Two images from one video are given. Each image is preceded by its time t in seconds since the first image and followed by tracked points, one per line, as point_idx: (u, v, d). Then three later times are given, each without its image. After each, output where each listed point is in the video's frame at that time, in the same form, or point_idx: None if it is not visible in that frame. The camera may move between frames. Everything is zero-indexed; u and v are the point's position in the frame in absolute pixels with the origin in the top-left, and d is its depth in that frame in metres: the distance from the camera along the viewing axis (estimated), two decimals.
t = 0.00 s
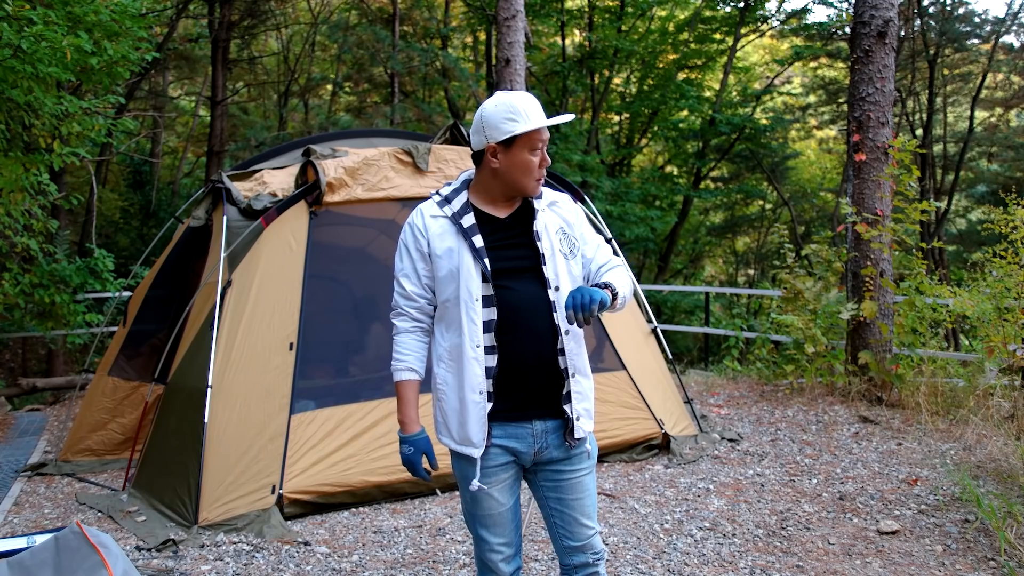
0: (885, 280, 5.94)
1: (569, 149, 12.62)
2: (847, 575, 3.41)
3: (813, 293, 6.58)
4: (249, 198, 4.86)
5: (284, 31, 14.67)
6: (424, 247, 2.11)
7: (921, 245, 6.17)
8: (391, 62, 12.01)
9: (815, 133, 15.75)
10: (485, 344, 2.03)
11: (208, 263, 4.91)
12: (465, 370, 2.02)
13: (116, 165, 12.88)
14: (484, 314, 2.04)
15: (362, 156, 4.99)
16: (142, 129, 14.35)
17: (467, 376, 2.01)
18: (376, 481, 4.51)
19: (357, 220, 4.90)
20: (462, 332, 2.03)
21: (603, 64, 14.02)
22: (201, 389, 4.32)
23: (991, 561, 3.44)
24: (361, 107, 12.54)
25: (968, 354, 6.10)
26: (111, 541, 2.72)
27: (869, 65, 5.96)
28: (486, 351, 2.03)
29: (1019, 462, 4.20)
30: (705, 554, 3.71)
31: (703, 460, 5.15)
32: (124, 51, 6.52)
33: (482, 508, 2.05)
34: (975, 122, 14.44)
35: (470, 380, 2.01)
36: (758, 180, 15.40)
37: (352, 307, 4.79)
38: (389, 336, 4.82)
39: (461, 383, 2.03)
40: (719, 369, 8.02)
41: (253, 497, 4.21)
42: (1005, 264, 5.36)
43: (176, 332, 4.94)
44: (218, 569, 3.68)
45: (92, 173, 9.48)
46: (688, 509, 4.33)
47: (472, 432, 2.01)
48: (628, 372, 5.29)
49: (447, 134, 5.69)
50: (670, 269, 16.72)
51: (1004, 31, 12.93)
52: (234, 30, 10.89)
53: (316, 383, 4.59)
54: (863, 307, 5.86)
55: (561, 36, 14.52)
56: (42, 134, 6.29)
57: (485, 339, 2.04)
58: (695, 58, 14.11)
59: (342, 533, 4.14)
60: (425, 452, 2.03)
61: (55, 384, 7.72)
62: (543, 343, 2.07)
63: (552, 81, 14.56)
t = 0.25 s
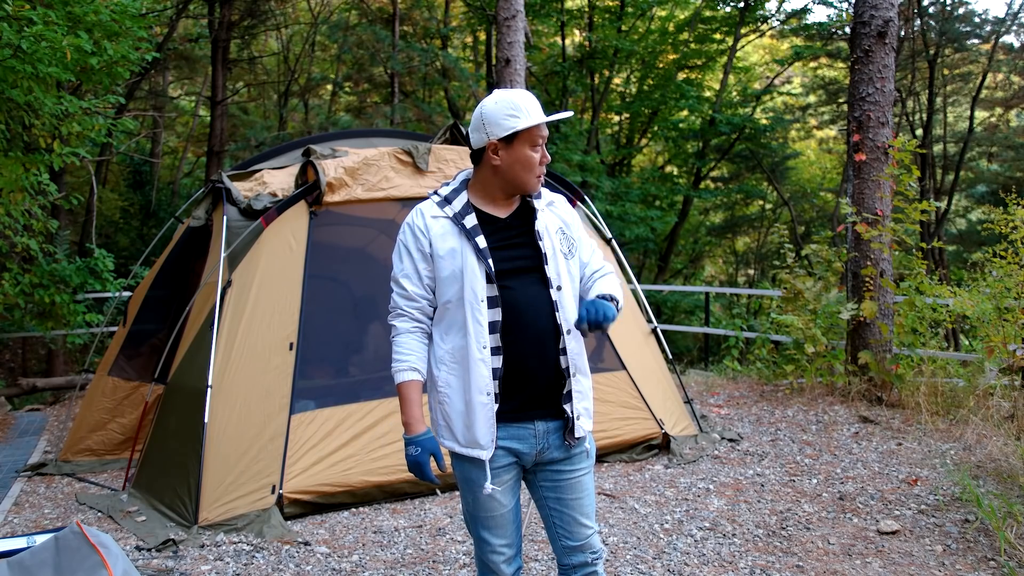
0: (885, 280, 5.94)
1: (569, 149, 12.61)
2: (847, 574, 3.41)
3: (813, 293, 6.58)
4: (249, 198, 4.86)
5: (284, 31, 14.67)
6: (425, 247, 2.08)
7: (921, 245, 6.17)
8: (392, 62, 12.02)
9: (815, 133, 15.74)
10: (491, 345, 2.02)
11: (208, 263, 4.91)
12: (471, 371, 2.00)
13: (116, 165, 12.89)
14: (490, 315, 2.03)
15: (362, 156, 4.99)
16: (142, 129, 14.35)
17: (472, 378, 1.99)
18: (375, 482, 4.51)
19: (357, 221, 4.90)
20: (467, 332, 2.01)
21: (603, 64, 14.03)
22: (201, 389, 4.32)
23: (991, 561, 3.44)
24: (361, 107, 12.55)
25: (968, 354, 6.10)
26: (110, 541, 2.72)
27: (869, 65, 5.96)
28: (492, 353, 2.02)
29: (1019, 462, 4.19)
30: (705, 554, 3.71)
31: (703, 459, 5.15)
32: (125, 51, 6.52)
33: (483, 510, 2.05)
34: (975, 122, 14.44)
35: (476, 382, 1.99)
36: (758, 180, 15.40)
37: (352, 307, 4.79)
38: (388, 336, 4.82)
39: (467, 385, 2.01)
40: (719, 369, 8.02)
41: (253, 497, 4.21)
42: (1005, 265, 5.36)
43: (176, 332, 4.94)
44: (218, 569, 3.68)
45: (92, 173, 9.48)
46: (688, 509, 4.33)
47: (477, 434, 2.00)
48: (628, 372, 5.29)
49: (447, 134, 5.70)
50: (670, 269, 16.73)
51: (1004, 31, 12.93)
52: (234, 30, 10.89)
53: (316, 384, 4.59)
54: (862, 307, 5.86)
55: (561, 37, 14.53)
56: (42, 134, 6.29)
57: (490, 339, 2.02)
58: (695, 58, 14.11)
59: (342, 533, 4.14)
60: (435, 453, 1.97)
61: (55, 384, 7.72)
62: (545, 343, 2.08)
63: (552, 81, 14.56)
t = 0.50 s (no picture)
0: (885, 280, 5.94)
1: (569, 149, 12.60)
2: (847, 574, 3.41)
3: (813, 293, 6.58)
4: (249, 198, 4.86)
5: (284, 31, 14.67)
6: (424, 248, 2.08)
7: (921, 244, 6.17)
8: (392, 62, 12.02)
9: (815, 133, 15.74)
10: (490, 346, 2.02)
11: (208, 263, 4.91)
12: (472, 373, 1.99)
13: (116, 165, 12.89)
14: (489, 315, 2.03)
15: (362, 156, 4.99)
16: (142, 129, 14.34)
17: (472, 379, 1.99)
18: (375, 482, 4.51)
19: (357, 221, 4.90)
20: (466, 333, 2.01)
21: (603, 64, 14.03)
22: (201, 389, 4.32)
23: (991, 561, 3.44)
24: (361, 107, 12.55)
25: (969, 354, 6.10)
26: (110, 541, 2.72)
27: (869, 65, 5.96)
28: (491, 354, 2.02)
29: (1020, 461, 4.19)
30: (705, 554, 3.71)
31: (703, 460, 5.15)
32: (124, 51, 6.52)
33: (483, 511, 2.05)
34: (975, 122, 14.44)
35: (476, 383, 1.99)
36: (758, 180, 15.40)
37: (352, 307, 4.79)
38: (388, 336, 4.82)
39: (467, 386, 2.01)
40: (719, 369, 8.02)
41: (253, 497, 4.21)
42: (1006, 264, 5.36)
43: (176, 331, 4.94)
44: (218, 569, 3.68)
45: (92, 173, 9.48)
46: (688, 509, 4.33)
47: (478, 435, 1.99)
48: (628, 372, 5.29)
49: (447, 134, 5.69)
50: (670, 269, 16.73)
51: (1004, 31, 12.93)
52: (234, 30, 10.89)
53: (315, 383, 4.59)
54: (863, 307, 5.86)
55: (561, 37, 14.53)
56: (42, 134, 6.29)
57: (491, 340, 2.02)
58: (695, 58, 14.11)
59: (342, 533, 4.14)
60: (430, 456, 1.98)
61: (55, 384, 7.72)
62: (545, 345, 2.08)
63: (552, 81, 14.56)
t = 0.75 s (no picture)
0: (885, 280, 5.94)
1: (569, 149, 12.62)
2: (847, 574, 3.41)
3: (813, 293, 6.58)
4: (249, 197, 4.86)
5: (284, 31, 14.67)
6: (421, 247, 2.08)
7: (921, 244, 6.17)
8: (391, 62, 12.02)
9: (815, 133, 15.75)
10: (484, 347, 2.02)
11: (208, 263, 4.91)
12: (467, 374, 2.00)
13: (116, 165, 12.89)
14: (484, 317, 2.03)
15: (362, 156, 4.98)
16: (142, 129, 14.34)
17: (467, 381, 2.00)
18: (375, 482, 4.51)
19: (357, 221, 4.89)
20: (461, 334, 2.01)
21: (603, 64, 14.03)
22: (201, 389, 4.32)
23: (990, 561, 3.44)
24: (361, 107, 12.55)
25: (968, 354, 6.11)
26: (111, 541, 2.72)
27: (869, 65, 5.96)
28: (484, 354, 2.02)
29: (1019, 462, 4.19)
30: (705, 554, 3.71)
31: (703, 460, 5.15)
32: (124, 51, 6.52)
33: (481, 512, 2.05)
34: (975, 122, 14.44)
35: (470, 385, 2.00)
36: (758, 180, 15.40)
37: (351, 307, 4.79)
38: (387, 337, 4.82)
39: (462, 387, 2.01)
40: (719, 369, 8.03)
41: (253, 497, 4.21)
42: (1006, 264, 5.36)
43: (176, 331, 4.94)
44: (218, 569, 3.68)
45: (92, 173, 9.48)
46: (688, 509, 4.33)
47: (473, 435, 2.00)
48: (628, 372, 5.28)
49: (447, 134, 5.69)
50: (670, 269, 16.73)
51: (1004, 31, 12.94)
52: (234, 30, 10.89)
53: (315, 384, 4.59)
54: (863, 307, 5.86)
55: (561, 36, 14.54)
56: (42, 134, 6.29)
57: (485, 341, 2.02)
58: (695, 58, 14.11)
59: (342, 533, 4.14)
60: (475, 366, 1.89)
61: (55, 384, 7.72)
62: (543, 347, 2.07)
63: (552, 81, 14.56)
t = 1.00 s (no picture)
0: (886, 280, 5.93)
1: (569, 149, 12.62)
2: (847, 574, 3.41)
3: (813, 293, 6.58)
4: (249, 197, 4.86)
5: (284, 31, 14.67)
6: (422, 248, 2.10)
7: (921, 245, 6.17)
8: (391, 62, 12.02)
9: (815, 133, 15.75)
10: (483, 347, 2.02)
11: (209, 263, 4.91)
12: (466, 373, 2.01)
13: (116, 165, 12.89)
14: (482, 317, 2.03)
15: (362, 156, 4.98)
16: (142, 129, 14.34)
17: (467, 381, 2.01)
18: (375, 482, 4.52)
19: (357, 221, 4.89)
20: (459, 334, 2.02)
21: (603, 64, 14.04)
22: (201, 389, 4.32)
23: (991, 561, 3.44)
24: (361, 107, 12.56)
25: (968, 354, 6.11)
26: (111, 541, 2.72)
27: (869, 65, 5.96)
28: (483, 355, 2.02)
29: (1019, 461, 4.19)
30: (705, 554, 3.71)
31: (703, 460, 5.15)
32: (125, 51, 6.52)
33: (485, 512, 2.05)
34: (975, 122, 14.44)
35: (470, 384, 2.01)
36: (757, 180, 15.40)
37: (351, 307, 4.79)
38: (387, 337, 4.82)
39: (461, 387, 2.03)
40: (719, 369, 8.03)
41: (253, 497, 4.21)
42: (1006, 265, 5.35)
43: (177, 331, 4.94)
44: (218, 569, 3.68)
45: (92, 173, 9.48)
46: (688, 509, 4.33)
47: (473, 435, 2.01)
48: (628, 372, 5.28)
49: (447, 134, 5.70)
50: (670, 269, 16.72)
51: (1004, 31, 12.93)
52: (234, 30, 10.89)
53: (315, 384, 4.59)
54: (863, 307, 5.86)
55: (561, 37, 14.55)
56: (42, 134, 6.29)
57: (484, 342, 2.03)
58: (695, 58, 14.11)
59: (342, 533, 4.14)
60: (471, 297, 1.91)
61: (55, 384, 7.72)
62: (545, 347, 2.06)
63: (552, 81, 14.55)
